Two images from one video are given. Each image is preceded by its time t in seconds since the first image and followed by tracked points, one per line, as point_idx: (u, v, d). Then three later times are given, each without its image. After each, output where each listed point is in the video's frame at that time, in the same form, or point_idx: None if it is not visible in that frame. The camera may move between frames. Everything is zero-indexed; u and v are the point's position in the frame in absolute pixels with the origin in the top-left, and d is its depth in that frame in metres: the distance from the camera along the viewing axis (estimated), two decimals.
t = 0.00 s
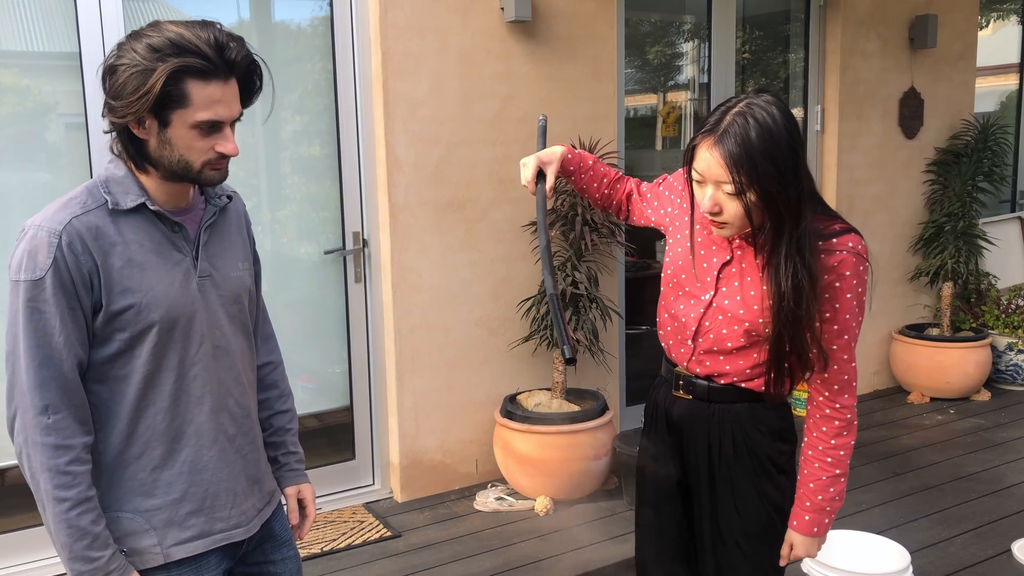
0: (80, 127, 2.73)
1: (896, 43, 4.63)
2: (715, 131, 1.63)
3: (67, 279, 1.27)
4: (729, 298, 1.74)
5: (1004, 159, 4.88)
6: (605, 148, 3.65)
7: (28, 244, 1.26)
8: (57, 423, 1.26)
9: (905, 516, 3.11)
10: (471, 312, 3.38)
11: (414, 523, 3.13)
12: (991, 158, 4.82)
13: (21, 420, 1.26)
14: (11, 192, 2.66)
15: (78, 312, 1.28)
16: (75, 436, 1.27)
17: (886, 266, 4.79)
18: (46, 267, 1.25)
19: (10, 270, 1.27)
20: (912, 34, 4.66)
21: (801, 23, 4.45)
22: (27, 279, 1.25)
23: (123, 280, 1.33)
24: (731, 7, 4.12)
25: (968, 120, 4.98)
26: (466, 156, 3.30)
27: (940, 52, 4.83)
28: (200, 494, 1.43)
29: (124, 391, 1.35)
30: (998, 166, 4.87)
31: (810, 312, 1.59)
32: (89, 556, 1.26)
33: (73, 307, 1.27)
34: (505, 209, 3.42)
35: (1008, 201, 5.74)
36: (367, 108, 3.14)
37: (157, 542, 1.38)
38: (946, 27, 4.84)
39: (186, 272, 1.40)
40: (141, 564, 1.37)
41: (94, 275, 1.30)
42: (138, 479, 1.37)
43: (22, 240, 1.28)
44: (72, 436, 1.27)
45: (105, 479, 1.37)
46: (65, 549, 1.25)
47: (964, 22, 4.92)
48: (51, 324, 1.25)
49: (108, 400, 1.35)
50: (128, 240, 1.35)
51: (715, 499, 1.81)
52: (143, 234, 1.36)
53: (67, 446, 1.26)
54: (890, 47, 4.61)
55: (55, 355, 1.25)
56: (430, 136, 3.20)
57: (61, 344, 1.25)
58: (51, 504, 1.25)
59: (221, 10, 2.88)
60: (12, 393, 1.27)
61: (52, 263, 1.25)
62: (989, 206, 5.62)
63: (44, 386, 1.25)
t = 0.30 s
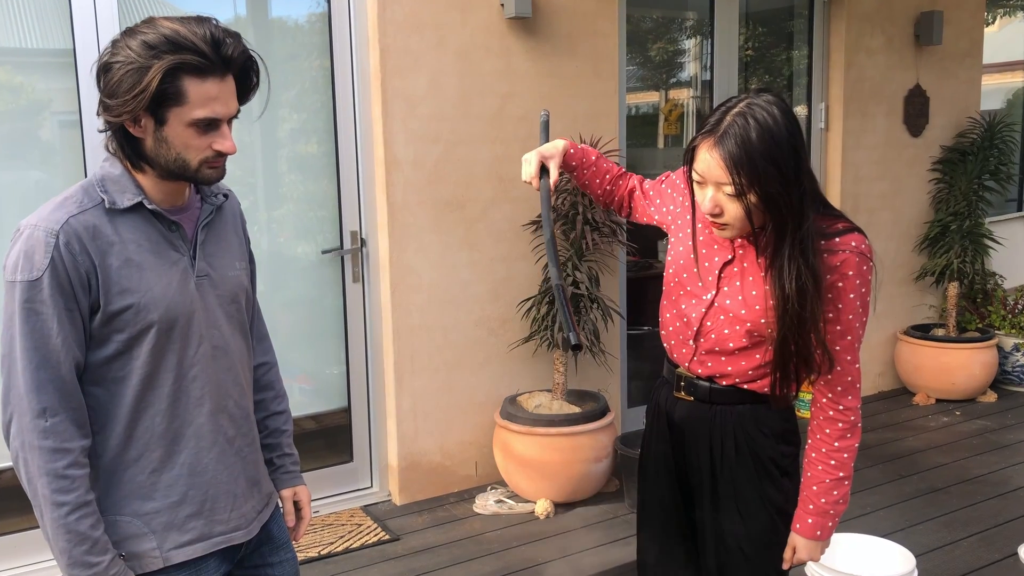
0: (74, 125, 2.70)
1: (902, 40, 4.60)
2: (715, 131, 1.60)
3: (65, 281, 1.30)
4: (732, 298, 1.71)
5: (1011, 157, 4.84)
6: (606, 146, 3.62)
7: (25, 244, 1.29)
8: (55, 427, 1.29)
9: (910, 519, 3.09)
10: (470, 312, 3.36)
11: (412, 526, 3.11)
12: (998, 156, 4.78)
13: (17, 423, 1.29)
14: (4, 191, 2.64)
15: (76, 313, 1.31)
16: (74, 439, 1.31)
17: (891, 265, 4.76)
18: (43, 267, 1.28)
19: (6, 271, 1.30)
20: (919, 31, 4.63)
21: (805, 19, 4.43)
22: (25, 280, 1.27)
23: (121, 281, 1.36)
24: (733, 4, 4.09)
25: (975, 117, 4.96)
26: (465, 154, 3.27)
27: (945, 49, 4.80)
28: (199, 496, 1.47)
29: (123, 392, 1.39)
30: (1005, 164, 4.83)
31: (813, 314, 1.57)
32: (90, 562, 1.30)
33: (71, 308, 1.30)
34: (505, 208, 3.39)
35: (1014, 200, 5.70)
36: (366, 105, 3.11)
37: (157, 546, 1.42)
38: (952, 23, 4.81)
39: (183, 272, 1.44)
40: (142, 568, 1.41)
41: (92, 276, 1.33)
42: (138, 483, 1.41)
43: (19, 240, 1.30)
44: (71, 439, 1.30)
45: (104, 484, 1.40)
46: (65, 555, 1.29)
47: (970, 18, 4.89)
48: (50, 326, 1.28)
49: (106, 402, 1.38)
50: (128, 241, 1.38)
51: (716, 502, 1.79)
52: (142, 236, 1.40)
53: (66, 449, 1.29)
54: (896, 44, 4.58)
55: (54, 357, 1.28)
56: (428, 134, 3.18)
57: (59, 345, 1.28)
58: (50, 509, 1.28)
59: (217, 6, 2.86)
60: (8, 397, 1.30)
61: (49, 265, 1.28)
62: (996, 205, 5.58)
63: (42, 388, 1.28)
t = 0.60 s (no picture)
0: (67, 122, 2.67)
1: (908, 36, 4.58)
2: (716, 132, 1.58)
3: (62, 280, 1.29)
4: (735, 299, 1.68)
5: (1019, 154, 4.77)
6: (607, 144, 3.58)
7: (22, 242, 1.28)
8: (50, 428, 1.28)
9: (917, 522, 3.06)
10: (470, 313, 3.33)
11: (411, 530, 3.07)
12: (1005, 155, 4.72)
13: (11, 424, 1.28)
14: None
15: (73, 312, 1.31)
16: (69, 440, 1.30)
17: (898, 265, 4.74)
18: (40, 265, 1.27)
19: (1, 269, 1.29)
20: (924, 27, 4.60)
21: (810, 15, 4.40)
22: (21, 278, 1.27)
23: (119, 280, 1.35)
24: None
25: (982, 115, 4.93)
26: (463, 152, 3.24)
27: (951, 46, 4.78)
28: (195, 500, 1.45)
29: (119, 393, 1.38)
30: (1014, 162, 4.76)
31: (817, 317, 1.54)
32: (84, 567, 1.29)
33: (67, 307, 1.30)
34: (505, 207, 3.36)
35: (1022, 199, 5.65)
36: (363, 103, 3.09)
37: (151, 550, 1.41)
38: (958, 20, 4.78)
39: (181, 272, 1.43)
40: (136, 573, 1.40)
41: (89, 275, 1.33)
42: (133, 485, 1.40)
43: (15, 238, 1.29)
44: (65, 441, 1.29)
45: (98, 487, 1.39)
46: (58, 559, 1.28)
47: (976, 15, 4.86)
48: (46, 325, 1.27)
49: (102, 403, 1.37)
50: (125, 240, 1.37)
51: (720, 505, 1.76)
52: (139, 235, 1.39)
53: (60, 451, 1.28)
54: (901, 40, 4.56)
55: (51, 356, 1.28)
56: (427, 131, 3.15)
57: (56, 344, 1.28)
58: (44, 513, 1.27)
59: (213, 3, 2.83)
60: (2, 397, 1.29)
61: (46, 263, 1.28)
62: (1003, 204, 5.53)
63: (38, 389, 1.27)
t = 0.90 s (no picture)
0: (58, 119, 2.64)
1: (914, 31, 4.54)
2: (718, 129, 1.55)
3: (53, 279, 1.26)
4: (738, 299, 1.65)
5: None
6: (609, 142, 3.54)
7: (13, 239, 1.26)
8: (43, 430, 1.25)
9: (923, 527, 3.03)
10: (468, 314, 3.29)
11: (409, 534, 3.04)
12: (1014, 152, 4.66)
13: (4, 425, 1.26)
14: None
15: (65, 311, 1.28)
16: (62, 442, 1.27)
17: (905, 264, 4.71)
18: (31, 264, 1.25)
19: None
20: (932, 22, 4.57)
21: (815, 10, 4.36)
22: (12, 277, 1.24)
23: (111, 279, 1.32)
24: None
25: (990, 112, 4.89)
26: (461, 149, 3.21)
27: (959, 42, 4.74)
28: (191, 503, 1.43)
29: (113, 394, 1.35)
30: None
31: (822, 319, 1.51)
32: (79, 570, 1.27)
33: (59, 307, 1.27)
34: (505, 205, 3.33)
35: None
36: (361, 101, 3.05)
37: (147, 554, 1.38)
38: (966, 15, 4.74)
39: (176, 270, 1.40)
40: None
41: (81, 274, 1.30)
42: (128, 488, 1.37)
43: (7, 235, 1.27)
44: (59, 443, 1.27)
45: (93, 488, 1.36)
46: (54, 562, 1.26)
47: (983, 10, 4.82)
48: (38, 325, 1.25)
49: (96, 404, 1.35)
50: (118, 238, 1.34)
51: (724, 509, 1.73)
52: (133, 233, 1.36)
53: (54, 453, 1.26)
54: (908, 36, 4.52)
55: (42, 357, 1.25)
56: (424, 128, 3.12)
57: (47, 345, 1.25)
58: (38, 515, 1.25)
59: None
60: None
61: (38, 261, 1.25)
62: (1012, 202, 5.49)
63: (29, 389, 1.25)
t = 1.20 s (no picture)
0: (49, 115, 2.60)
1: (922, 26, 4.51)
2: (722, 125, 1.52)
3: (44, 278, 1.23)
4: (742, 299, 1.62)
5: None
6: (611, 139, 3.51)
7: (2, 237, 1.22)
8: (33, 432, 1.23)
9: (931, 532, 2.99)
10: (467, 314, 3.26)
11: (406, 539, 3.00)
12: None
13: None
14: None
15: (56, 311, 1.25)
16: (54, 445, 1.24)
17: (913, 263, 4.68)
18: (21, 262, 1.21)
19: None
20: (940, 17, 4.53)
21: (821, 5, 4.32)
22: (1, 276, 1.21)
23: (103, 278, 1.29)
24: None
25: (999, 108, 4.85)
26: (460, 145, 3.17)
27: (968, 37, 4.70)
28: (186, 507, 1.39)
29: (105, 395, 1.31)
30: None
31: (827, 319, 1.47)
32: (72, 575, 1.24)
33: (50, 306, 1.24)
34: (504, 203, 3.29)
35: None
36: (358, 98, 3.02)
37: (140, 559, 1.35)
38: (974, 10, 4.70)
39: (169, 269, 1.36)
40: None
41: (72, 273, 1.26)
42: (121, 492, 1.34)
43: None
44: (50, 445, 1.24)
45: (85, 492, 1.32)
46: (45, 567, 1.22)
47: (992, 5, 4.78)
48: (29, 325, 1.21)
49: (88, 406, 1.31)
50: (110, 236, 1.30)
51: (728, 514, 1.69)
52: (125, 231, 1.32)
53: (45, 456, 1.23)
54: (916, 31, 4.49)
55: (33, 358, 1.22)
56: (422, 125, 3.08)
57: (38, 345, 1.22)
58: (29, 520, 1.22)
59: None
60: None
61: (28, 260, 1.22)
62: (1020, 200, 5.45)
63: (20, 391, 1.22)
